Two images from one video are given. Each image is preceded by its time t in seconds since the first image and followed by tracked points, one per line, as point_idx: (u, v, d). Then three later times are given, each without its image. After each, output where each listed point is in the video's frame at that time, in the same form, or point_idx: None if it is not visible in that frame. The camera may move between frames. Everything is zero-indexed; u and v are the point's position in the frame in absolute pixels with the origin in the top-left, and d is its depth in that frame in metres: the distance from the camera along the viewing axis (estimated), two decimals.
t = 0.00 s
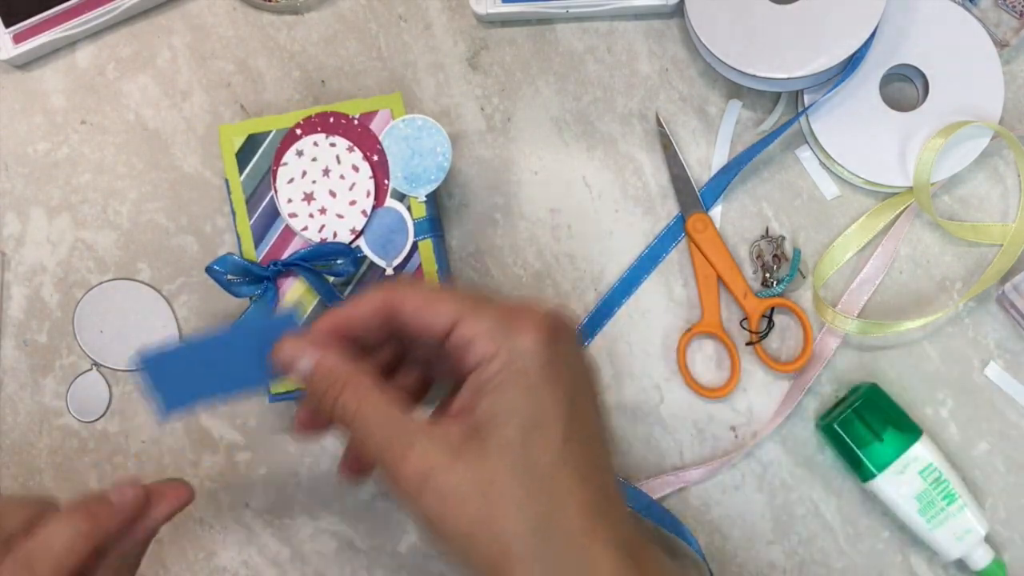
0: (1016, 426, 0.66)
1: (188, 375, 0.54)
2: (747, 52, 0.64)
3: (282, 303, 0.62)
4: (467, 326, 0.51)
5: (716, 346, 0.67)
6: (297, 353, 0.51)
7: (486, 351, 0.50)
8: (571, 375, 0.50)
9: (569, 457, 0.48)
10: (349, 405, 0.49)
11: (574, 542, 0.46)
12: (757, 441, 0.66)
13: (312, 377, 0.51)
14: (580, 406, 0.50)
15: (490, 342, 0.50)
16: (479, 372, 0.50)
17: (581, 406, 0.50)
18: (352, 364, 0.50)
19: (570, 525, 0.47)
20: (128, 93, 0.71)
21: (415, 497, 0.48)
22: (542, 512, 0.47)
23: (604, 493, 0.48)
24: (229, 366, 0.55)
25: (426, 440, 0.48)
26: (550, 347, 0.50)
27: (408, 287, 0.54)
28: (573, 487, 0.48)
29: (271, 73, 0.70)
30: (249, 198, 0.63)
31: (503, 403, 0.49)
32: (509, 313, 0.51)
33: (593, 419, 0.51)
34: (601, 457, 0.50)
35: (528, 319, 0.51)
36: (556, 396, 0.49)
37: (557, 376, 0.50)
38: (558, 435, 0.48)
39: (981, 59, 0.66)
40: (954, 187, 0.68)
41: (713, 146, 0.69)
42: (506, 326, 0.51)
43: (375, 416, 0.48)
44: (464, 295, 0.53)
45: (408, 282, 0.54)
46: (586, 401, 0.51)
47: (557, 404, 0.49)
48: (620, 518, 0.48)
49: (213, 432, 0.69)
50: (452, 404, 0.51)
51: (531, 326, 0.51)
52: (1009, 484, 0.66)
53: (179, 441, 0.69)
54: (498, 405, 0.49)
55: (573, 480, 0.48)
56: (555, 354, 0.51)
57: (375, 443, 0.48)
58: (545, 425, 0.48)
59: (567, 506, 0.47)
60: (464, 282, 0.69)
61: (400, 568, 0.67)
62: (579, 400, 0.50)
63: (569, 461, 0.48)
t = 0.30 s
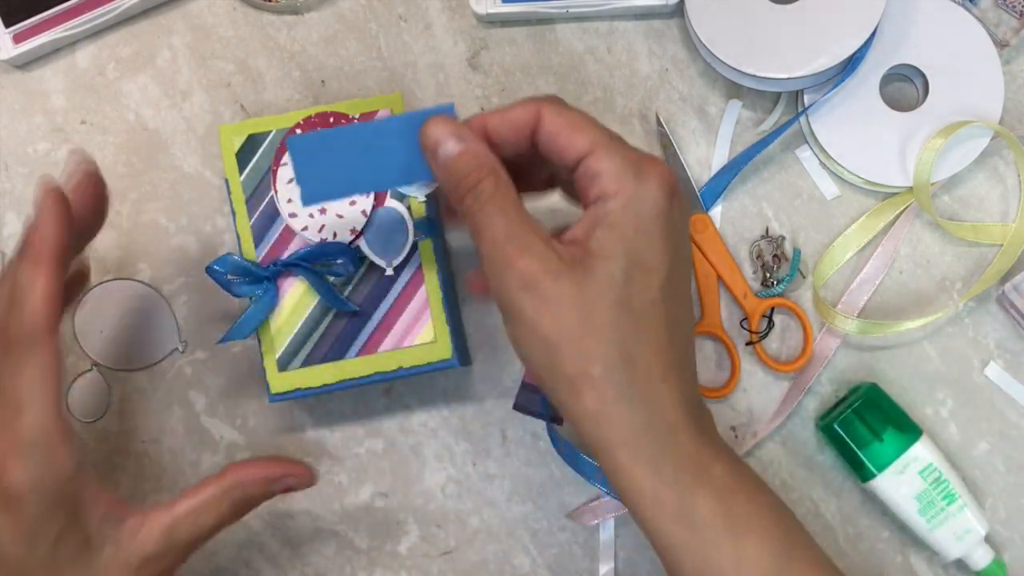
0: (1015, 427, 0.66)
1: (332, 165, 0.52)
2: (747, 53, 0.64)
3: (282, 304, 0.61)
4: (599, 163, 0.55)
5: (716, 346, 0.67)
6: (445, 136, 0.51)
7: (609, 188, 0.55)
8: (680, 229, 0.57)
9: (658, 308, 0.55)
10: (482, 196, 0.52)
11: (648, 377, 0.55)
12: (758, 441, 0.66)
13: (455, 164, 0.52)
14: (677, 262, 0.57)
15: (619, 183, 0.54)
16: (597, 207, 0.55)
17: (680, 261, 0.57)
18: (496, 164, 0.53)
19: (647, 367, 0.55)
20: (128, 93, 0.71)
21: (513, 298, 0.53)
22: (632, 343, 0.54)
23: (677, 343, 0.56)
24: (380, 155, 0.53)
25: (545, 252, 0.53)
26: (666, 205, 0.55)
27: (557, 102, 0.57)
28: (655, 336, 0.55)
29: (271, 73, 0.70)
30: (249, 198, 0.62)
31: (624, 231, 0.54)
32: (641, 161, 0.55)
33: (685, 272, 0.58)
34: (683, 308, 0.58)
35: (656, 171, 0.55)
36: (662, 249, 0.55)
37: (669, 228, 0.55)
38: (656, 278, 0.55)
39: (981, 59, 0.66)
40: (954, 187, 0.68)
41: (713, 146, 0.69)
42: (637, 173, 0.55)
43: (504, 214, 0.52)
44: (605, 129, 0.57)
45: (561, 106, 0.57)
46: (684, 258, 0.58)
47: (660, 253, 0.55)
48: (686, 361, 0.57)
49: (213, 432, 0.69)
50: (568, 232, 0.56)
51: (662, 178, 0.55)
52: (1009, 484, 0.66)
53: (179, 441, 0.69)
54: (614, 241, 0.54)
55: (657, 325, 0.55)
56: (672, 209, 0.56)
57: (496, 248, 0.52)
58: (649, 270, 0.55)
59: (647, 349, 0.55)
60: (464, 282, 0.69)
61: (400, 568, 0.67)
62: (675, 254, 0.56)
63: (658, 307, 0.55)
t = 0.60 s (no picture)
0: (1015, 427, 0.66)
1: (337, 159, 0.52)
2: (747, 53, 0.64)
3: (282, 300, 0.61)
4: (588, 158, 0.54)
5: (716, 346, 0.67)
6: (453, 125, 0.50)
7: (595, 186, 0.54)
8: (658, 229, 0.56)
9: (640, 303, 0.54)
10: (479, 179, 0.51)
11: (634, 368, 0.54)
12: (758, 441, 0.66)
13: (458, 148, 0.51)
14: (657, 261, 0.56)
15: (607, 181, 0.53)
16: (583, 203, 0.54)
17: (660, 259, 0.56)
18: (494, 152, 0.51)
19: (632, 360, 0.54)
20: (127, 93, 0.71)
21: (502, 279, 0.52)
22: (617, 334, 0.53)
23: (656, 339, 0.55)
24: (388, 146, 0.52)
25: (537, 240, 0.51)
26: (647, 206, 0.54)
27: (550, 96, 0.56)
28: (639, 329, 0.54)
29: (271, 73, 0.70)
30: (249, 193, 0.62)
31: (610, 227, 0.53)
32: (626, 160, 0.55)
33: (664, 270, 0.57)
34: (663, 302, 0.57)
35: (642, 172, 0.55)
36: (644, 249, 0.54)
37: (650, 229, 0.55)
38: (636, 274, 0.54)
39: (981, 59, 0.66)
40: (954, 187, 0.68)
41: (713, 146, 0.69)
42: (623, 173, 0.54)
43: (500, 199, 0.51)
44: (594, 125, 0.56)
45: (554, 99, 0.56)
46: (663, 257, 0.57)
47: (644, 250, 0.54)
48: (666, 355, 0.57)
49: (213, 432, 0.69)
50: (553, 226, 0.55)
51: (646, 179, 0.54)
52: (1009, 485, 0.66)
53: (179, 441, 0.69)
54: (602, 236, 0.53)
55: (638, 320, 0.54)
56: (652, 211, 0.55)
57: (492, 231, 0.51)
58: (632, 268, 0.54)
59: (633, 341, 0.54)
60: (464, 282, 0.69)
61: (400, 568, 0.67)
62: (653, 253, 0.56)
63: (639, 303, 0.54)
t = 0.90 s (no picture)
0: (1015, 426, 0.66)
1: (325, 148, 0.51)
2: (747, 53, 0.64)
3: (161, 228, 0.61)
4: (588, 151, 0.54)
5: (716, 346, 0.67)
6: (445, 116, 0.49)
7: (595, 179, 0.53)
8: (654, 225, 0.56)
9: (639, 298, 0.55)
10: (479, 174, 0.49)
11: (634, 366, 0.54)
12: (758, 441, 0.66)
13: (458, 141, 0.49)
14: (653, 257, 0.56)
15: (609, 174, 0.53)
16: (581, 197, 0.54)
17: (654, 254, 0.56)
18: (488, 143, 0.50)
19: (635, 359, 0.54)
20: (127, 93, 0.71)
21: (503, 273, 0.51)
22: (618, 332, 0.53)
23: (654, 338, 0.56)
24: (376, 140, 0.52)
25: (538, 234, 0.50)
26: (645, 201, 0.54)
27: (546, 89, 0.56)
28: (639, 328, 0.54)
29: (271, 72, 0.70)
30: (101, 124, 0.62)
31: (612, 222, 0.53)
32: (625, 153, 0.55)
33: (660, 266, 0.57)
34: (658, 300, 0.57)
35: (639, 166, 0.55)
36: (642, 245, 0.55)
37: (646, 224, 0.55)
38: (636, 271, 0.54)
39: (981, 59, 0.66)
40: (954, 187, 0.68)
41: (713, 146, 0.69)
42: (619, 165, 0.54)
43: (501, 192, 0.50)
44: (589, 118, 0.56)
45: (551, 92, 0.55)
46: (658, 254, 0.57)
47: (641, 247, 0.55)
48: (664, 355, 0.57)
49: (214, 432, 0.69)
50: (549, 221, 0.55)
51: (644, 173, 0.54)
52: (1009, 485, 0.66)
53: (179, 441, 0.69)
54: (605, 231, 0.53)
55: (638, 318, 0.54)
56: (649, 205, 0.55)
57: (492, 231, 0.50)
58: (632, 265, 0.54)
59: (635, 339, 0.54)
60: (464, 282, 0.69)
61: (400, 568, 0.67)
62: (650, 248, 0.56)
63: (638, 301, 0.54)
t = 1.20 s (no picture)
0: (1015, 427, 0.66)
1: (330, 214, 0.57)
2: (747, 53, 0.64)
3: (132, 224, 0.62)
4: (538, 175, 0.55)
5: (716, 346, 0.67)
6: (431, 153, 0.54)
7: (539, 204, 0.54)
8: (618, 240, 0.56)
9: (599, 316, 0.55)
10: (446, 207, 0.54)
11: (580, 379, 0.54)
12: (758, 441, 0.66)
13: (429, 177, 0.54)
14: (617, 274, 0.56)
15: (551, 196, 0.54)
16: (530, 222, 0.55)
17: (622, 271, 0.56)
18: (467, 177, 0.54)
19: (581, 371, 0.54)
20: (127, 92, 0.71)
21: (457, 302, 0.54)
22: (562, 347, 0.54)
23: (613, 348, 0.55)
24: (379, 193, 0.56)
25: (485, 264, 0.53)
26: (596, 217, 0.54)
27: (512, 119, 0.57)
28: (589, 340, 0.54)
29: (270, 72, 0.70)
30: (78, 128, 0.63)
31: (558, 242, 0.54)
32: (578, 172, 0.55)
33: (628, 279, 0.57)
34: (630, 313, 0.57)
35: (590, 183, 0.54)
36: (595, 261, 0.54)
37: (604, 241, 0.55)
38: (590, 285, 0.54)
39: (981, 59, 0.66)
40: (954, 187, 0.68)
41: (713, 146, 0.69)
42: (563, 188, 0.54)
43: (460, 227, 0.53)
44: (554, 145, 0.57)
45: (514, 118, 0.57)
46: (629, 266, 0.57)
47: (593, 261, 0.54)
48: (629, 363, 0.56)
49: (213, 432, 0.69)
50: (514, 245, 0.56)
51: (593, 190, 0.54)
52: (1009, 485, 0.66)
53: (179, 441, 0.69)
54: (547, 251, 0.54)
55: (588, 331, 0.54)
56: (600, 220, 0.54)
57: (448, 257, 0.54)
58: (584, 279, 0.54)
59: (580, 351, 0.54)
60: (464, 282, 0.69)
61: (400, 568, 0.67)
62: (610, 265, 0.55)
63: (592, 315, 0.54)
